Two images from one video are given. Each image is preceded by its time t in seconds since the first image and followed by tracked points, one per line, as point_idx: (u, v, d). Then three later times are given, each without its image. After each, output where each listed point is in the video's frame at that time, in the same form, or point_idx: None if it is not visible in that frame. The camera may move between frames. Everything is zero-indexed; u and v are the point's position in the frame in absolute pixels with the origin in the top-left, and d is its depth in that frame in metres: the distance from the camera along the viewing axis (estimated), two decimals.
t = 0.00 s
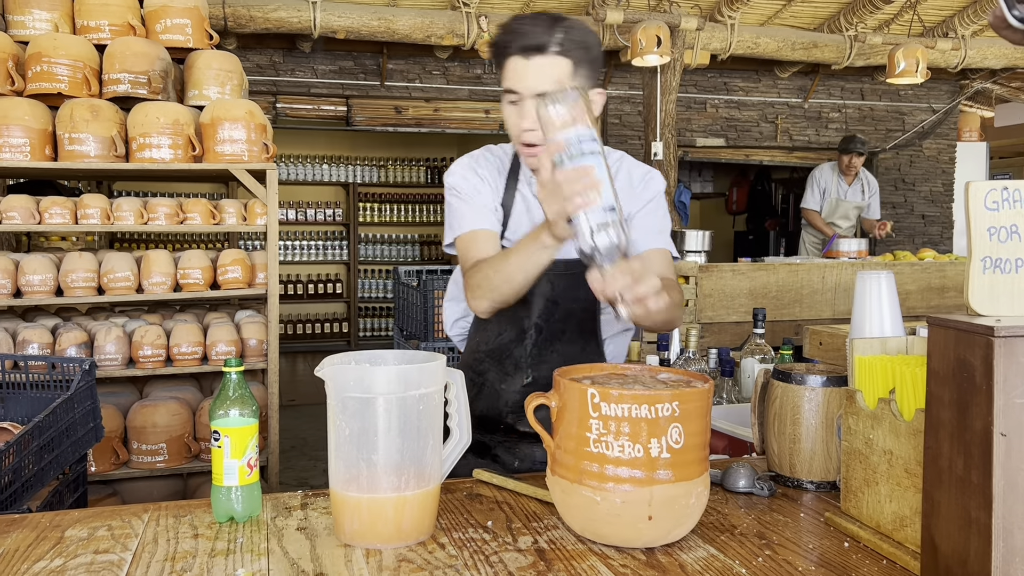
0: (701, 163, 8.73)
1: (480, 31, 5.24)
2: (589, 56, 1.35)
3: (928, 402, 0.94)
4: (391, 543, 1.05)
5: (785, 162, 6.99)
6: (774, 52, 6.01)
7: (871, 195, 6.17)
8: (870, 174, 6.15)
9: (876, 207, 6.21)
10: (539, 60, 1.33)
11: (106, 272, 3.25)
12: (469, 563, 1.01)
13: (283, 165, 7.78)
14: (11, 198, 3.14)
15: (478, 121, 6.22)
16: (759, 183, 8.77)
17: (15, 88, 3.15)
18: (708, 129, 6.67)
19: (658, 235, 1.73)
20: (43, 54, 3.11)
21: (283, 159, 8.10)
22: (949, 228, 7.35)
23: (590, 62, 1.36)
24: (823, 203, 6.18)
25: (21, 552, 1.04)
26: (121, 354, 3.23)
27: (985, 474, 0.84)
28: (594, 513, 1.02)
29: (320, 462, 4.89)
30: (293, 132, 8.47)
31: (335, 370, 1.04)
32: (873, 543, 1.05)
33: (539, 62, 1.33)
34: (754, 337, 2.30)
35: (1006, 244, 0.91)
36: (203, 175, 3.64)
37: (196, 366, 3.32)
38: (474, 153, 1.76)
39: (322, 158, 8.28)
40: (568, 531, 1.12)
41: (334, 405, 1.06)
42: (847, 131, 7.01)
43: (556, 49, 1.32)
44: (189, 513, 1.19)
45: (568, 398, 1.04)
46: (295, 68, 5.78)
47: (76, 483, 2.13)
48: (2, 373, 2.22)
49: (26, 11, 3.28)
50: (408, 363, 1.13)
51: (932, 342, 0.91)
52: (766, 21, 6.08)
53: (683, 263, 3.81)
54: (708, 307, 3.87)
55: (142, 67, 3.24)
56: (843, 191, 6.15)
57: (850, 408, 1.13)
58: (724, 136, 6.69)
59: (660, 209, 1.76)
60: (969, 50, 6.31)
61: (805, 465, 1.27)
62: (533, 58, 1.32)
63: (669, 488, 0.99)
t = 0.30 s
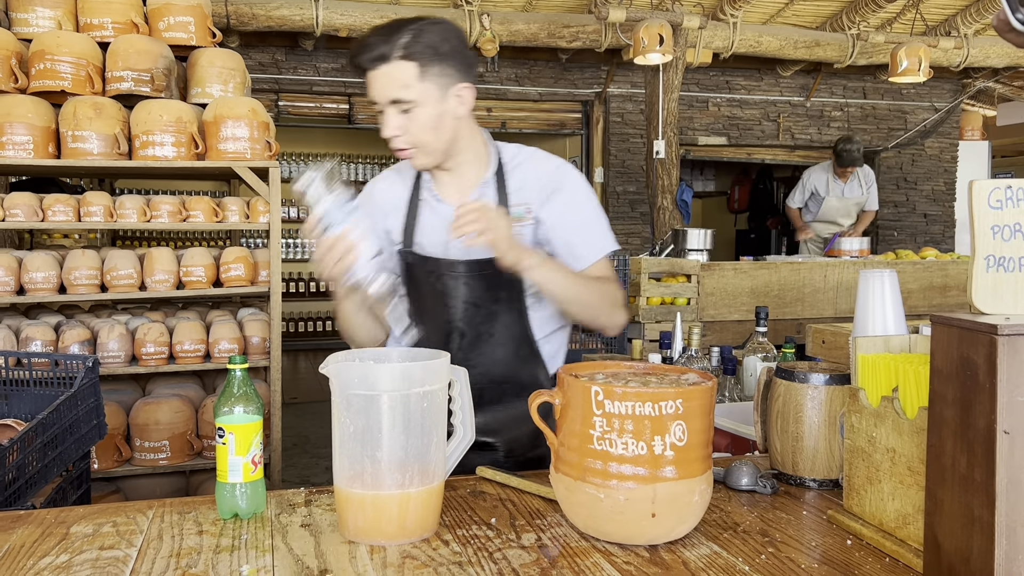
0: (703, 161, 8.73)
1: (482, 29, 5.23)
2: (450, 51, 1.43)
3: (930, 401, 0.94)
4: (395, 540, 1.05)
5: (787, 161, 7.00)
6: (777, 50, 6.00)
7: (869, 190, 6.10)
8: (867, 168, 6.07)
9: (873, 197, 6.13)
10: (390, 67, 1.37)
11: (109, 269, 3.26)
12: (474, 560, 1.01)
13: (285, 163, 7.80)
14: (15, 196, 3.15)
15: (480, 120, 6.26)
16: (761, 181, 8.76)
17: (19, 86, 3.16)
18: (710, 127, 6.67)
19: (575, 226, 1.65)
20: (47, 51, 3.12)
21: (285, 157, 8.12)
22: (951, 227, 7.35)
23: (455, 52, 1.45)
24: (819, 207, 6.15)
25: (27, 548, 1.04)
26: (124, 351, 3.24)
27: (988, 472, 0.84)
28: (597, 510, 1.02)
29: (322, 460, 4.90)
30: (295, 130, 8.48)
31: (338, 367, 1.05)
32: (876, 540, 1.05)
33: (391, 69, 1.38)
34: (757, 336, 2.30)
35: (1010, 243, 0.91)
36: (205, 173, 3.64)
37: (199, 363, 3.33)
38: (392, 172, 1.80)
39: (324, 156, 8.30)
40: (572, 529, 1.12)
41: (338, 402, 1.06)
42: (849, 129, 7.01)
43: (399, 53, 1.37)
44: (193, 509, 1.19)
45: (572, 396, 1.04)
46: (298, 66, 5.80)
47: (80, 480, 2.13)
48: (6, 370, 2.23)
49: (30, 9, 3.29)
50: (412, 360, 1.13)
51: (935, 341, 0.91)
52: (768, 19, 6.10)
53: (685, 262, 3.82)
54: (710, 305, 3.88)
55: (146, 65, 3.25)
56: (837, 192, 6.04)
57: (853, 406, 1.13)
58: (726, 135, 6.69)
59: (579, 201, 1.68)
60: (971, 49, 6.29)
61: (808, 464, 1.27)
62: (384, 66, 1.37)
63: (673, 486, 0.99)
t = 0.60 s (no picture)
0: (704, 159, 8.73)
1: (483, 25, 5.23)
2: (263, 133, 1.36)
3: (934, 395, 0.94)
4: (398, 534, 1.05)
5: (789, 158, 7.00)
6: (779, 48, 5.98)
7: (861, 184, 6.09)
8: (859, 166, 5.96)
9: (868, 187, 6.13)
10: (206, 170, 1.31)
11: (111, 265, 3.26)
12: (476, 554, 1.01)
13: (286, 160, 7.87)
14: (17, 192, 3.15)
15: (482, 117, 6.30)
16: (762, 179, 8.75)
17: (21, 82, 3.15)
18: (712, 125, 6.66)
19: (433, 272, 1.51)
20: (49, 47, 3.12)
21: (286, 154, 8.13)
22: (953, 225, 7.34)
23: (267, 133, 1.37)
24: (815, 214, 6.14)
25: (30, 542, 1.04)
26: (125, 347, 3.24)
27: (992, 467, 0.84)
28: (600, 505, 1.02)
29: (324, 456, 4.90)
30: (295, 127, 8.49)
31: (341, 362, 1.05)
32: (879, 536, 1.05)
33: (206, 173, 1.31)
34: (759, 332, 2.30)
35: (1014, 238, 0.91)
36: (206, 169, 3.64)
37: (201, 360, 3.33)
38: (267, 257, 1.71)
39: (325, 154, 8.31)
40: (574, 524, 1.12)
41: (341, 397, 1.07)
42: (851, 127, 7.00)
43: (209, 155, 1.29)
44: (195, 504, 1.19)
45: (574, 391, 1.04)
46: (299, 63, 5.81)
47: (82, 476, 2.14)
48: (8, 366, 2.23)
49: (32, 4, 3.29)
50: (414, 356, 1.13)
51: (940, 336, 0.91)
52: (771, 16, 6.13)
53: (687, 259, 3.83)
54: (712, 303, 3.89)
55: (148, 61, 3.24)
56: (829, 198, 6.02)
57: (856, 401, 1.13)
58: (728, 132, 6.69)
59: (439, 232, 1.58)
60: (974, 47, 6.27)
61: (810, 459, 1.27)
62: (195, 171, 1.31)
63: (675, 481, 0.99)
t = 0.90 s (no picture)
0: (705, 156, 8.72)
1: (484, 22, 5.24)
2: (207, 192, 1.40)
3: (937, 388, 0.93)
4: (397, 527, 1.04)
5: (790, 155, 6.99)
6: (781, 44, 5.97)
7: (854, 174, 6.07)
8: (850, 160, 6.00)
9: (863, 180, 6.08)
10: (154, 242, 1.36)
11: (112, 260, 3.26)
12: (476, 547, 1.01)
13: (287, 157, 7.93)
14: (17, 186, 3.15)
15: (483, 113, 6.26)
16: (763, 176, 8.74)
17: (21, 76, 3.15)
18: (713, 121, 6.65)
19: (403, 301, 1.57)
20: (49, 42, 3.11)
21: (287, 151, 8.14)
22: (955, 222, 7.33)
23: (211, 192, 1.40)
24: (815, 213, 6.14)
25: (29, 534, 1.04)
26: (126, 342, 3.24)
27: (995, 459, 0.83)
28: (600, 498, 1.02)
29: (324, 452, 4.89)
30: (296, 123, 8.49)
31: (341, 355, 1.05)
32: (881, 529, 1.05)
33: (156, 242, 1.36)
34: (760, 327, 2.30)
35: (1016, 230, 0.91)
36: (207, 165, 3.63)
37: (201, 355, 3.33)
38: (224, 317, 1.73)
39: (326, 151, 8.32)
40: (574, 517, 1.12)
41: (340, 389, 1.06)
42: (852, 124, 6.99)
43: (156, 226, 1.34)
44: (195, 496, 1.19)
45: (575, 383, 1.04)
46: (300, 59, 5.78)
47: (82, 471, 2.13)
48: (8, 361, 2.23)
49: None
50: (413, 348, 1.13)
51: (943, 327, 0.91)
52: (773, 12, 6.14)
53: (688, 255, 3.83)
54: (713, 299, 3.92)
55: (148, 56, 3.24)
56: (829, 197, 6.05)
57: (858, 394, 1.13)
58: (729, 129, 6.68)
59: (389, 255, 1.62)
60: (977, 43, 6.25)
61: (812, 453, 1.27)
62: (142, 246, 1.36)
63: (676, 474, 0.99)
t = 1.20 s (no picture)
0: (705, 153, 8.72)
1: (485, 19, 5.23)
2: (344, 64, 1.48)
3: (937, 386, 0.93)
4: (398, 524, 1.05)
5: (790, 153, 6.99)
6: (782, 41, 5.96)
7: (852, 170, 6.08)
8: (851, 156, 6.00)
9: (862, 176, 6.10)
10: (331, 88, 1.37)
11: (112, 258, 3.26)
12: (477, 545, 1.01)
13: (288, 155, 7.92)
14: (17, 183, 3.15)
15: (484, 110, 6.28)
16: (764, 174, 8.73)
17: (21, 74, 3.15)
18: (714, 119, 6.64)
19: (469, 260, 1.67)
20: (49, 39, 3.11)
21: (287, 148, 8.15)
22: (956, 220, 7.32)
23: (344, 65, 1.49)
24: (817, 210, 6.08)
25: (30, 531, 1.04)
26: (127, 340, 3.24)
27: (996, 458, 0.83)
28: (601, 495, 1.02)
29: (324, 450, 4.90)
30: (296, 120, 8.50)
31: (343, 352, 1.05)
32: (881, 527, 1.05)
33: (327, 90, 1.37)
34: (761, 325, 2.31)
35: (1018, 228, 0.91)
36: (207, 162, 3.63)
37: (202, 353, 3.33)
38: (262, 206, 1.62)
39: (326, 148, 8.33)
40: (575, 514, 1.12)
41: (342, 386, 1.06)
42: (853, 122, 6.98)
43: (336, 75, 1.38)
44: (196, 494, 1.19)
45: (576, 380, 1.04)
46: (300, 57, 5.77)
47: (83, 468, 2.13)
48: (10, 358, 2.23)
49: None
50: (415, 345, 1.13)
51: (944, 326, 0.91)
52: (773, 10, 6.14)
53: (688, 253, 3.83)
54: (713, 297, 4.02)
55: (149, 53, 3.23)
56: (829, 193, 6.01)
57: (859, 392, 1.13)
58: (730, 127, 6.67)
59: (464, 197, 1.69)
60: (978, 41, 6.24)
61: (813, 452, 1.27)
62: (322, 89, 1.36)
63: (677, 472, 0.99)
